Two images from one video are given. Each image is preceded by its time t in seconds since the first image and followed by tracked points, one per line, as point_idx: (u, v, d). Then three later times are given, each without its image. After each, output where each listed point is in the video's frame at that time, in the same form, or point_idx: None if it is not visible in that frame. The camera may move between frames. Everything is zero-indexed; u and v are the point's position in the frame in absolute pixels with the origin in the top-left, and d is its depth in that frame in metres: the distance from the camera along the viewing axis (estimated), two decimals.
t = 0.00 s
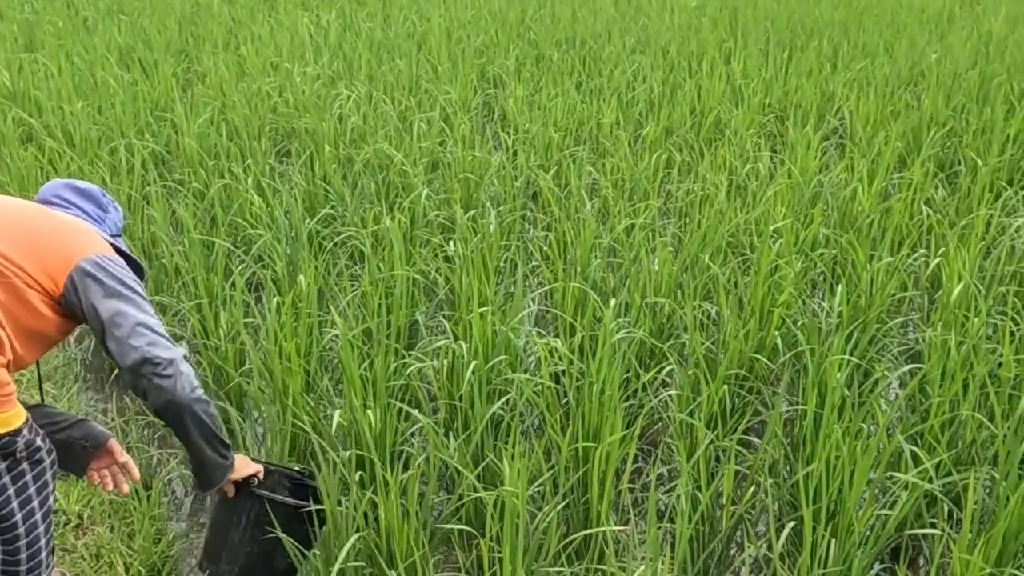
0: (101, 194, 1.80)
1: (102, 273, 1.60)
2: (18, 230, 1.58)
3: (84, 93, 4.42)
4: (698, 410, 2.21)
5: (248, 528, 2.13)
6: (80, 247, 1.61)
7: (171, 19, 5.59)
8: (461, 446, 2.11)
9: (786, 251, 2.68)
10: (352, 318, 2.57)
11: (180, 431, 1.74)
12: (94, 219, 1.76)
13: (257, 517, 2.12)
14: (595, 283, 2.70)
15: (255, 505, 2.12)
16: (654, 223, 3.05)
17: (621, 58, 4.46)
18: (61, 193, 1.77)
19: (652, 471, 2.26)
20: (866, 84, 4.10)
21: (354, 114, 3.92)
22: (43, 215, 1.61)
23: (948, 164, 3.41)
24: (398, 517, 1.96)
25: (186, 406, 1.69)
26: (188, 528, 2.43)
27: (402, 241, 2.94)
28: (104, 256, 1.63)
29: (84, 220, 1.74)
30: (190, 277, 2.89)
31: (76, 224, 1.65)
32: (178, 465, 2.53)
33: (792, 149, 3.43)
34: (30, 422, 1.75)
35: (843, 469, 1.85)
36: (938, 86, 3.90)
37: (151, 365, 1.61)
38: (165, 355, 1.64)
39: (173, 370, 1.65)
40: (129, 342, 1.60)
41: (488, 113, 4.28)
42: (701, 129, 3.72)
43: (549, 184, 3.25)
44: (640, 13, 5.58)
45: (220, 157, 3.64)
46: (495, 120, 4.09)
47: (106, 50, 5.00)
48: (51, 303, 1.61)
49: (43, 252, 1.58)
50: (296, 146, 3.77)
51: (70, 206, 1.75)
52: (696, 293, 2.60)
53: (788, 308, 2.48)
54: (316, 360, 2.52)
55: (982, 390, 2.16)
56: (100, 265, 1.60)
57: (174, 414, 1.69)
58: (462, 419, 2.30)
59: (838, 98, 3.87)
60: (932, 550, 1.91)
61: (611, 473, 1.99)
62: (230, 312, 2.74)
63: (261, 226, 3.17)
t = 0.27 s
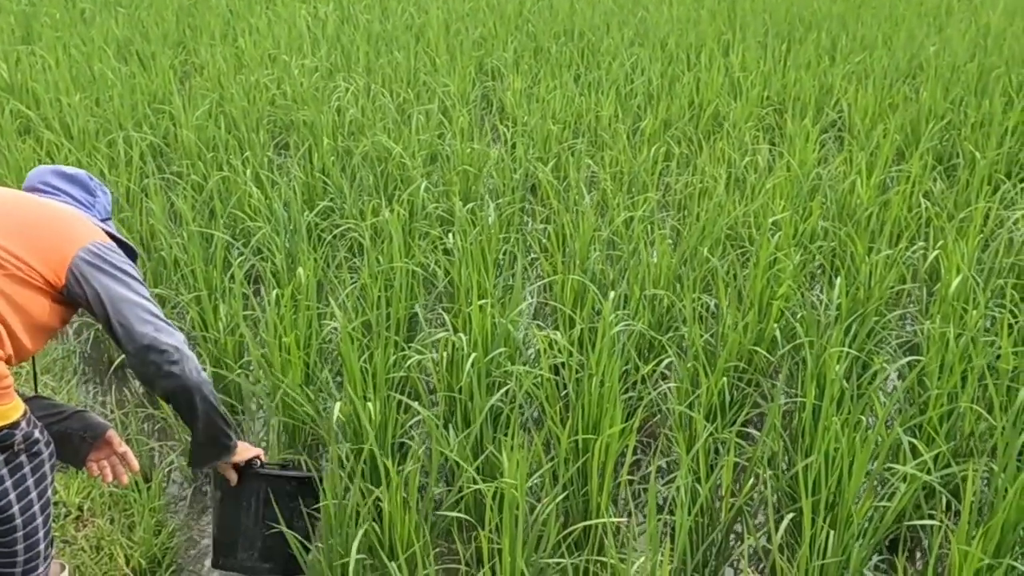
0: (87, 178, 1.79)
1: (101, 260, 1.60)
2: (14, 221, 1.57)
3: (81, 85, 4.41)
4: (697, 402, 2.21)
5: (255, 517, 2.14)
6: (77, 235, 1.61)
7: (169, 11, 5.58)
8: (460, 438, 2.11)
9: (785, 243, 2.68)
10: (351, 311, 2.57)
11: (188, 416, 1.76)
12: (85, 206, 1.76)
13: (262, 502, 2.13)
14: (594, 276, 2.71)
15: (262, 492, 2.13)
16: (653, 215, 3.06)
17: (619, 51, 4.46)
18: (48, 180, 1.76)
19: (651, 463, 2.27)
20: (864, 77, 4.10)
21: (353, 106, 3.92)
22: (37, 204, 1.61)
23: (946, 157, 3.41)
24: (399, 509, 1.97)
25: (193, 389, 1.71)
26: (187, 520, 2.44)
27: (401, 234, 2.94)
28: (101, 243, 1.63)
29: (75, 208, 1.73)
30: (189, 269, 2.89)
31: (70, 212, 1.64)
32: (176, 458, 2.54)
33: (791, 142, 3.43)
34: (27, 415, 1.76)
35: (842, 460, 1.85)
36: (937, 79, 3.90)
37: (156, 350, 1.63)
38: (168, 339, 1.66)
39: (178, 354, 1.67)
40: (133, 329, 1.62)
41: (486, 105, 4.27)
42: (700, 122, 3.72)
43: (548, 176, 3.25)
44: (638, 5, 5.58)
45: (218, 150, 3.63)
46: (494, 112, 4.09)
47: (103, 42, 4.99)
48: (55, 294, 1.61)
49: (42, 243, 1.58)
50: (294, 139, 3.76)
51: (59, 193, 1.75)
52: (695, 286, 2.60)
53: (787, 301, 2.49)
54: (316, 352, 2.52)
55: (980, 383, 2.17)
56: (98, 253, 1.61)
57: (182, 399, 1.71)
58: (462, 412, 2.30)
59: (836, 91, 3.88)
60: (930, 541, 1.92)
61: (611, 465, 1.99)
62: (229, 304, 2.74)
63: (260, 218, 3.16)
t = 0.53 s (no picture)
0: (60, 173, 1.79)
1: (88, 246, 1.60)
2: None
3: (79, 83, 4.41)
4: (690, 402, 2.21)
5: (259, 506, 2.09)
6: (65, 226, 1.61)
7: (167, 9, 5.57)
8: (453, 438, 2.11)
9: (780, 242, 2.68)
10: (345, 311, 2.57)
11: (206, 386, 1.72)
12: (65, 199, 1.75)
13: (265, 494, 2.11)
14: (589, 275, 2.70)
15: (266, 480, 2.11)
16: (649, 214, 3.05)
17: (617, 48, 4.45)
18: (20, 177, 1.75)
19: (645, 463, 2.27)
20: (862, 75, 4.09)
21: (350, 105, 3.91)
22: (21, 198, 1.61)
23: (943, 155, 3.40)
24: (391, 509, 1.97)
25: (204, 355, 1.67)
26: (181, 520, 2.45)
27: (396, 233, 2.94)
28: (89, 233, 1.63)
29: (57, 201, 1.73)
30: (185, 269, 2.89)
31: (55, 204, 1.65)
32: (172, 457, 2.54)
33: (787, 140, 3.42)
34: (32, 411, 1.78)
35: (834, 461, 1.85)
36: (935, 76, 3.89)
37: (161, 321, 1.60)
38: (170, 307, 1.62)
39: (183, 322, 1.63)
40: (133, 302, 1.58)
41: (484, 104, 4.27)
42: (697, 120, 3.71)
43: (544, 175, 3.24)
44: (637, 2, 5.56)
45: (215, 149, 3.63)
46: (491, 110, 4.08)
47: (101, 40, 4.99)
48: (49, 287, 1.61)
49: (32, 236, 1.58)
50: (291, 137, 3.76)
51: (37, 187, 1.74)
52: (690, 285, 2.60)
53: (781, 300, 2.48)
54: (310, 352, 2.52)
55: (973, 383, 2.17)
56: (86, 240, 1.61)
57: (196, 368, 1.67)
58: (455, 412, 2.30)
59: (834, 89, 3.86)
60: (922, 541, 1.92)
61: (603, 465, 1.99)
62: (225, 304, 2.74)
63: (256, 218, 3.17)
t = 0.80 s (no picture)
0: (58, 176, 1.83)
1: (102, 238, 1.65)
2: (16, 208, 1.60)
3: (84, 80, 4.43)
4: (692, 398, 2.21)
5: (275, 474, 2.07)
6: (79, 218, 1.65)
7: (172, 6, 5.59)
8: (455, 434, 2.12)
9: (782, 239, 2.68)
10: (349, 307, 2.59)
11: (221, 373, 1.75)
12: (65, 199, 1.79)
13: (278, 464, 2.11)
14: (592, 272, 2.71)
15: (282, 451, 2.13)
16: (652, 211, 3.05)
17: (621, 45, 4.45)
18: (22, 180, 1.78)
19: (646, 460, 2.28)
20: (867, 72, 4.08)
21: (354, 102, 3.92)
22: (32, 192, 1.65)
23: (947, 152, 3.40)
24: (393, 505, 1.98)
25: (219, 340, 1.71)
26: (186, 515, 2.46)
27: (399, 230, 2.94)
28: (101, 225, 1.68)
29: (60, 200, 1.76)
30: (189, 266, 2.91)
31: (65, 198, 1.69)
32: (176, 453, 2.56)
33: (791, 137, 3.42)
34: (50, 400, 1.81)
35: (835, 457, 1.86)
36: (939, 73, 3.88)
37: (179, 304, 1.65)
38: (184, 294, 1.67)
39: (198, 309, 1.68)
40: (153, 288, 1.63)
41: (488, 101, 4.27)
42: (701, 117, 3.71)
43: (548, 172, 3.25)
44: None
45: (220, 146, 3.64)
46: (495, 107, 4.09)
47: (106, 37, 5.00)
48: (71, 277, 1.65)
49: (51, 227, 1.61)
50: (295, 134, 3.77)
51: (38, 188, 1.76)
52: (692, 282, 2.60)
53: (784, 297, 2.49)
54: (314, 349, 2.53)
55: (974, 380, 2.17)
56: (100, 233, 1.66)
57: (211, 354, 1.71)
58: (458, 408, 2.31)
59: (838, 86, 3.86)
60: (923, 537, 1.92)
61: (604, 461, 2.00)
62: (229, 300, 2.75)
63: (260, 214, 3.18)
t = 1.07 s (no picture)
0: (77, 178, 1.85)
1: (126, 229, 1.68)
2: (48, 199, 1.64)
3: (100, 76, 4.46)
4: (706, 392, 2.23)
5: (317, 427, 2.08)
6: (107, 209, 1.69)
7: (186, 2, 5.62)
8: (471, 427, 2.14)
9: (797, 234, 2.68)
10: (364, 301, 2.61)
11: (233, 362, 1.77)
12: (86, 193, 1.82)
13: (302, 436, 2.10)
14: (606, 267, 2.72)
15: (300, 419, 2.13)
16: (665, 206, 3.06)
17: (634, 40, 4.45)
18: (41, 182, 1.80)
19: (660, 453, 2.29)
20: (881, 67, 4.07)
21: (367, 97, 3.94)
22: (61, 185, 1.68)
23: (961, 147, 3.39)
24: (410, 497, 2.00)
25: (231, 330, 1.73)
26: (203, 507, 2.49)
27: (414, 225, 2.96)
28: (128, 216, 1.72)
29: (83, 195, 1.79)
30: (206, 260, 2.93)
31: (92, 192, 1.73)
32: (193, 445, 2.58)
33: (804, 132, 3.42)
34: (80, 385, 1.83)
35: (849, 451, 1.86)
36: (953, 68, 3.87)
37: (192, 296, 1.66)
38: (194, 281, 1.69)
39: (211, 300, 1.70)
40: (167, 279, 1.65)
41: (500, 96, 4.28)
42: (714, 112, 3.71)
43: (561, 167, 3.25)
44: None
45: (234, 141, 3.67)
46: (508, 103, 4.09)
47: (120, 33, 5.03)
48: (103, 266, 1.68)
49: (83, 218, 1.65)
50: (310, 130, 3.79)
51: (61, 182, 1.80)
52: (706, 277, 2.61)
53: (798, 292, 2.49)
54: (330, 342, 2.55)
55: (989, 374, 2.17)
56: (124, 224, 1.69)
57: (223, 344, 1.72)
58: (473, 401, 2.33)
59: (852, 80, 3.85)
60: (937, 531, 1.93)
61: (619, 454, 2.01)
62: (245, 295, 2.78)
63: (275, 209, 3.20)
